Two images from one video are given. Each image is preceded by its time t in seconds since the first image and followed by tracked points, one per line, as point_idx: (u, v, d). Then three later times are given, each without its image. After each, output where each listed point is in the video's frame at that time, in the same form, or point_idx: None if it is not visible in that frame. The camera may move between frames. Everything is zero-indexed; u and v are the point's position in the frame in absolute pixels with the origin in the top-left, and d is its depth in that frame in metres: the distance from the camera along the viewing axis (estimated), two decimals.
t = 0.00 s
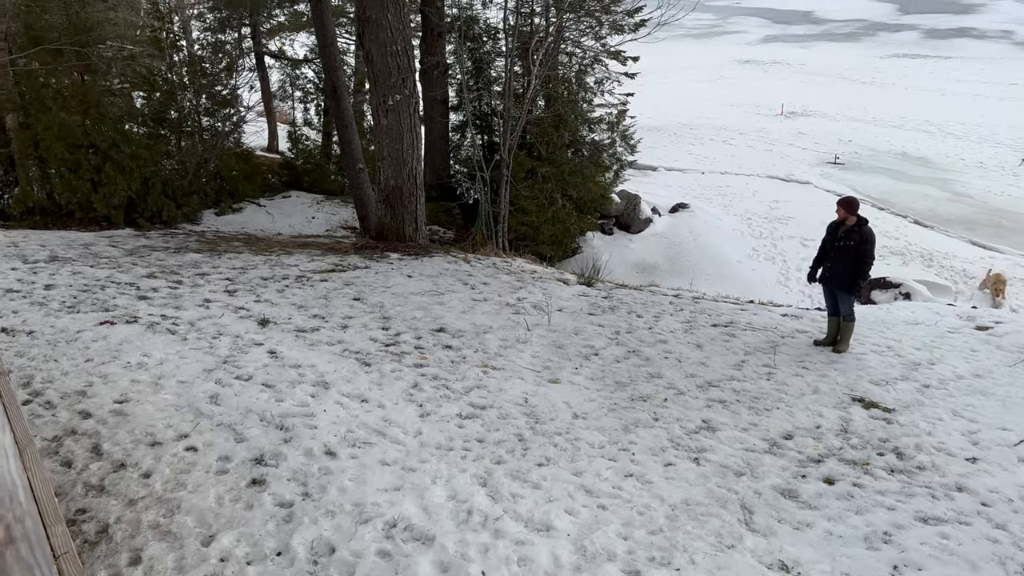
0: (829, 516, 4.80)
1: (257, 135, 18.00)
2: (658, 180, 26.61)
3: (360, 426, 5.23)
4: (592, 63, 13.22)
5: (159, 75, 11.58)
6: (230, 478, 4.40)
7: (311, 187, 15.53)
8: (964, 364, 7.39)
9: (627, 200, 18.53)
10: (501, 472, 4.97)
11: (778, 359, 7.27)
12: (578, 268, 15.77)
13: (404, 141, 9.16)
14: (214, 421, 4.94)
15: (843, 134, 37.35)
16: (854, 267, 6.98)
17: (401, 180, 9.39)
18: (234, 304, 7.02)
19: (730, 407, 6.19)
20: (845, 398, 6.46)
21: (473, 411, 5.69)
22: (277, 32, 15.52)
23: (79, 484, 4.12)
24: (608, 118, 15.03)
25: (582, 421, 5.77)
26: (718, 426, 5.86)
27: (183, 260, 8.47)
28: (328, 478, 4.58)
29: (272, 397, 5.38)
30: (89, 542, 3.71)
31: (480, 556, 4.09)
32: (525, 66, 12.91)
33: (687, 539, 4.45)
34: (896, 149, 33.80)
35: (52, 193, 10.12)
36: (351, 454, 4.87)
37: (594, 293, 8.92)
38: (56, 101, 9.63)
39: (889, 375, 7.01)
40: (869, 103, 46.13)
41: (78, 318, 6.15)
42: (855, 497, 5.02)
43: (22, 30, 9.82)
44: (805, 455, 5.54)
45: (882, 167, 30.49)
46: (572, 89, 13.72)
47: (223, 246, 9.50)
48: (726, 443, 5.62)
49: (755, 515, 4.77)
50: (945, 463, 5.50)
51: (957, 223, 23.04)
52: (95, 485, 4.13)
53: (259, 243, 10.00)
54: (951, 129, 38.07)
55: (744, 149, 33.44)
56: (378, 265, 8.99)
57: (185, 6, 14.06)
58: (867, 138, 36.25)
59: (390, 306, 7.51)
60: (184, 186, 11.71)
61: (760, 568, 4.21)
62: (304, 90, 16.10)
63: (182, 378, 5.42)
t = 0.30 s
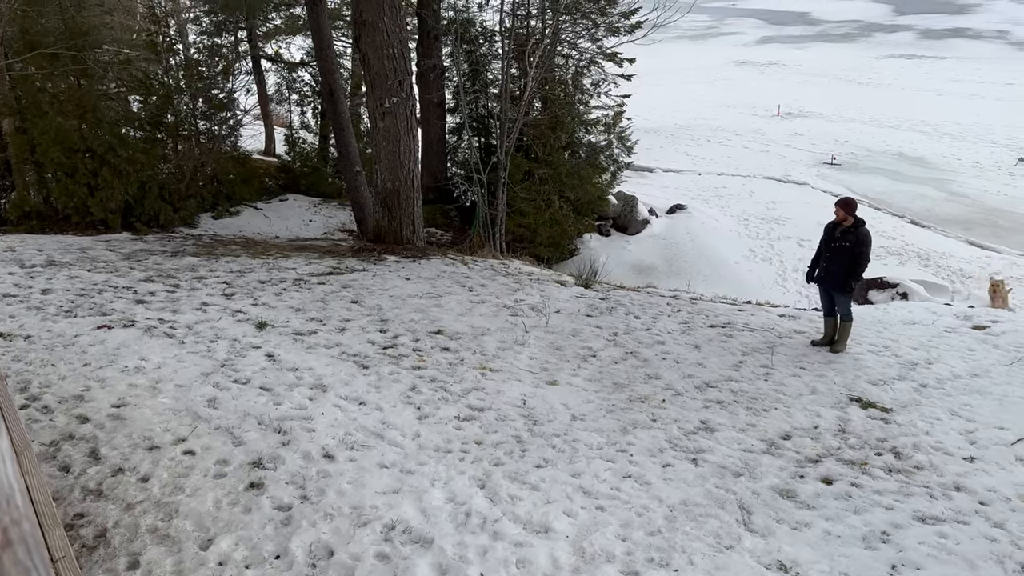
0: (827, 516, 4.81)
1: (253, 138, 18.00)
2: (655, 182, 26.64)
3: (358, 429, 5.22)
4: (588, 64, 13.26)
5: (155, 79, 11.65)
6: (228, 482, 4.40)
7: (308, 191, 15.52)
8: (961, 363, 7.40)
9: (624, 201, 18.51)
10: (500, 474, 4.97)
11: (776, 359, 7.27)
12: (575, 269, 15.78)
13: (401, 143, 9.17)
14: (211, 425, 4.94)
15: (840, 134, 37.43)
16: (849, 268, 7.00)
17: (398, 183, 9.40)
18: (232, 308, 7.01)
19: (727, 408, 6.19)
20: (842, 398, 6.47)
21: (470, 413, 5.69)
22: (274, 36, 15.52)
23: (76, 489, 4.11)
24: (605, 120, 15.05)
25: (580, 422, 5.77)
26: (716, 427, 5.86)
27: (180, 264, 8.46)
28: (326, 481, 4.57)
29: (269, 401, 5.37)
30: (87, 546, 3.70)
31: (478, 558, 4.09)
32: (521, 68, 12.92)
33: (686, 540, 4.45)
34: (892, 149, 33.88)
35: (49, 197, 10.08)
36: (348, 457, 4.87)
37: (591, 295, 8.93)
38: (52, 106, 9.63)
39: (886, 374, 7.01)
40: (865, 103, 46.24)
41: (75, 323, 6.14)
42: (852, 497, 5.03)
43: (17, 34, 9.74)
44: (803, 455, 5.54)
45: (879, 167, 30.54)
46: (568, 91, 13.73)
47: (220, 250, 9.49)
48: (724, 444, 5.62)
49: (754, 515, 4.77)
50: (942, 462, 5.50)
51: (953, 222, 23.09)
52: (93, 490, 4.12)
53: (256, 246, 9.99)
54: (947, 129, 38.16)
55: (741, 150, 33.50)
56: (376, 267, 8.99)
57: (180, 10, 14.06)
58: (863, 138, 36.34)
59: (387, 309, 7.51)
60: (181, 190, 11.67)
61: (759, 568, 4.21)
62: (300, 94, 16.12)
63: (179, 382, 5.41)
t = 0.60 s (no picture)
0: (824, 515, 4.81)
1: (249, 140, 17.99)
2: (651, 182, 26.70)
3: (355, 431, 5.22)
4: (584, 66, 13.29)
5: (151, 82, 11.65)
6: (226, 485, 4.40)
7: (304, 193, 15.52)
8: (957, 362, 7.42)
9: (621, 203, 18.41)
10: (497, 475, 4.98)
11: (773, 359, 7.28)
12: (572, 271, 15.78)
13: (397, 145, 9.17)
14: (208, 428, 4.93)
15: (836, 134, 37.51)
16: (843, 268, 7.03)
17: (395, 185, 9.41)
18: (228, 311, 7.00)
19: (724, 407, 6.20)
20: (839, 397, 6.49)
21: (468, 414, 5.69)
22: (269, 38, 15.50)
23: (73, 493, 4.10)
24: (601, 121, 15.06)
25: (577, 423, 5.77)
26: (713, 427, 5.87)
27: (176, 267, 8.45)
28: (323, 483, 4.57)
29: (266, 403, 5.37)
30: (84, 550, 3.69)
31: (476, 559, 4.10)
32: (517, 70, 12.93)
33: (683, 540, 4.45)
34: (888, 149, 33.96)
35: (44, 201, 10.03)
36: (346, 459, 4.87)
37: (588, 296, 8.94)
38: (47, 110, 9.61)
39: (882, 374, 7.03)
40: (860, 103, 46.37)
41: (71, 327, 6.14)
42: (849, 496, 5.04)
43: (12, 38, 9.66)
44: (800, 454, 5.55)
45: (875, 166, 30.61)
46: (564, 92, 13.73)
47: (216, 253, 9.48)
48: (721, 444, 5.63)
49: (751, 515, 4.78)
50: (939, 461, 5.51)
51: (949, 221, 23.14)
52: (90, 494, 4.12)
53: (252, 249, 9.98)
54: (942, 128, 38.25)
55: (737, 150, 33.56)
56: (372, 269, 8.99)
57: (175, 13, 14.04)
58: (859, 138, 36.42)
59: (384, 311, 7.50)
60: (176, 193, 11.67)
61: (756, 568, 4.22)
62: (296, 96, 16.11)
63: (176, 385, 5.41)
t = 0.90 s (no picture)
0: (821, 513, 4.83)
1: (243, 142, 18.00)
2: (646, 182, 26.70)
3: (352, 432, 5.22)
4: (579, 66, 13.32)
5: (146, 84, 11.64)
6: (222, 487, 4.39)
7: (299, 195, 15.51)
8: (952, 359, 7.44)
9: (616, 202, 18.47)
10: (494, 476, 4.98)
11: (769, 358, 7.29)
12: (567, 271, 15.80)
13: (392, 146, 9.16)
14: (204, 430, 4.93)
15: (831, 132, 37.59)
16: (841, 266, 7.03)
17: (390, 186, 9.40)
18: (224, 313, 7.00)
19: (720, 406, 6.21)
20: (835, 395, 6.50)
21: (464, 415, 5.69)
22: (263, 39, 15.49)
23: (69, 496, 4.09)
24: (596, 121, 15.05)
25: (574, 423, 5.78)
26: (709, 426, 5.88)
27: (171, 269, 8.44)
28: (320, 485, 4.56)
29: (262, 405, 5.36)
30: (80, 554, 3.68)
31: (474, 559, 4.10)
32: (512, 71, 12.93)
33: (680, 539, 4.47)
34: (883, 147, 34.03)
35: (40, 205, 10.05)
36: (342, 460, 4.86)
37: (584, 295, 8.95)
38: (41, 113, 9.62)
39: (877, 371, 7.04)
40: (855, 102, 46.47)
41: (67, 330, 6.12)
42: (845, 493, 5.06)
43: (6, 41, 9.58)
44: (796, 452, 5.56)
45: (870, 165, 30.69)
46: (559, 92, 13.73)
47: (211, 255, 9.46)
48: (718, 442, 5.64)
49: (748, 513, 4.79)
50: (935, 458, 5.53)
51: (943, 219, 23.22)
52: (86, 497, 4.11)
53: (248, 251, 9.96)
54: (936, 126, 38.37)
55: (732, 150, 33.62)
56: (368, 270, 8.99)
57: (169, 15, 13.99)
58: (854, 136, 36.50)
59: (380, 312, 7.50)
60: (172, 195, 11.68)
61: (753, 566, 4.23)
62: (290, 97, 16.07)
63: (171, 387, 5.40)
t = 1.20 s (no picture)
0: (816, 510, 4.85)
1: (237, 143, 17.97)
2: (641, 181, 26.70)
3: (348, 433, 5.22)
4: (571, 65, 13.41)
5: (138, 85, 11.61)
6: (218, 488, 4.39)
7: (293, 195, 15.48)
8: (946, 356, 7.47)
9: (611, 200, 18.56)
10: (491, 475, 4.98)
11: (764, 355, 7.31)
12: (562, 270, 15.80)
13: (387, 146, 9.15)
14: (200, 432, 4.92)
15: (825, 130, 37.68)
16: (838, 264, 7.04)
17: (385, 186, 9.40)
18: (218, 314, 6.98)
19: (716, 404, 6.22)
20: (830, 392, 6.52)
21: (460, 415, 5.69)
22: (256, 40, 15.45)
23: (64, 499, 4.08)
24: (590, 119, 15.04)
25: (570, 422, 5.78)
26: (705, 423, 5.88)
27: (166, 270, 8.42)
28: (316, 486, 4.56)
29: (258, 406, 5.36)
30: (76, 556, 3.68)
31: (471, 559, 4.10)
32: (505, 70, 12.94)
33: (676, 536, 4.48)
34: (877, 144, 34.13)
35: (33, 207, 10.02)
36: (338, 461, 4.86)
37: (579, 294, 8.95)
38: (34, 115, 9.56)
39: (872, 368, 7.06)
40: (849, 100, 46.58)
41: (61, 332, 6.10)
42: (841, 490, 5.08)
43: None
44: (791, 450, 5.58)
45: (863, 162, 30.77)
46: (552, 92, 13.74)
47: (206, 256, 9.44)
48: (713, 440, 5.65)
49: (744, 510, 4.81)
50: (929, 454, 5.55)
51: (937, 216, 23.29)
52: (82, 499, 4.10)
53: (242, 252, 9.94)
54: (930, 123, 38.50)
55: (726, 148, 33.67)
56: (363, 271, 8.98)
57: (162, 16, 13.91)
58: (848, 134, 36.60)
59: (375, 312, 7.49)
60: (165, 197, 11.65)
61: (749, 564, 4.25)
62: (284, 98, 16.03)
63: (166, 389, 5.39)
